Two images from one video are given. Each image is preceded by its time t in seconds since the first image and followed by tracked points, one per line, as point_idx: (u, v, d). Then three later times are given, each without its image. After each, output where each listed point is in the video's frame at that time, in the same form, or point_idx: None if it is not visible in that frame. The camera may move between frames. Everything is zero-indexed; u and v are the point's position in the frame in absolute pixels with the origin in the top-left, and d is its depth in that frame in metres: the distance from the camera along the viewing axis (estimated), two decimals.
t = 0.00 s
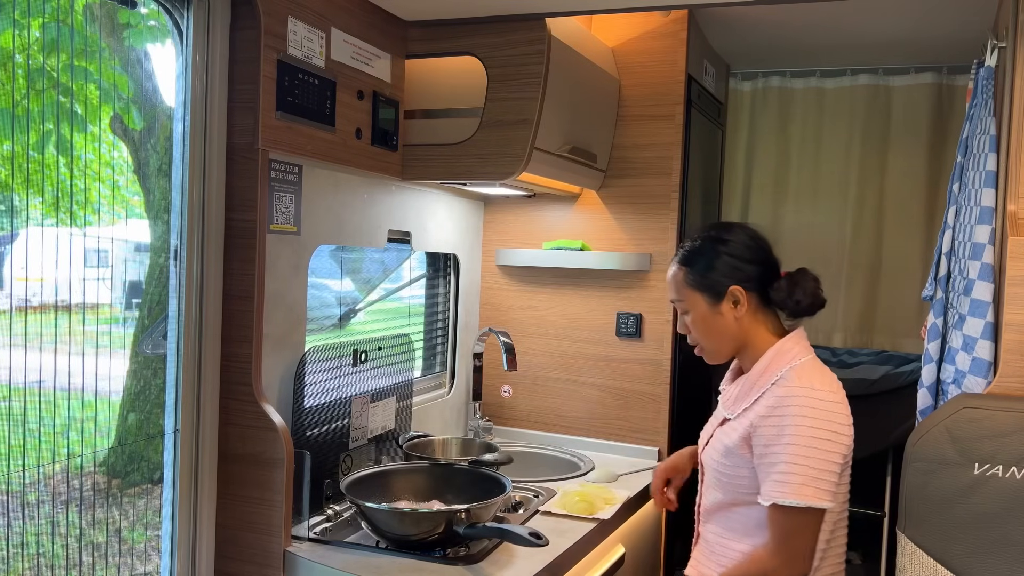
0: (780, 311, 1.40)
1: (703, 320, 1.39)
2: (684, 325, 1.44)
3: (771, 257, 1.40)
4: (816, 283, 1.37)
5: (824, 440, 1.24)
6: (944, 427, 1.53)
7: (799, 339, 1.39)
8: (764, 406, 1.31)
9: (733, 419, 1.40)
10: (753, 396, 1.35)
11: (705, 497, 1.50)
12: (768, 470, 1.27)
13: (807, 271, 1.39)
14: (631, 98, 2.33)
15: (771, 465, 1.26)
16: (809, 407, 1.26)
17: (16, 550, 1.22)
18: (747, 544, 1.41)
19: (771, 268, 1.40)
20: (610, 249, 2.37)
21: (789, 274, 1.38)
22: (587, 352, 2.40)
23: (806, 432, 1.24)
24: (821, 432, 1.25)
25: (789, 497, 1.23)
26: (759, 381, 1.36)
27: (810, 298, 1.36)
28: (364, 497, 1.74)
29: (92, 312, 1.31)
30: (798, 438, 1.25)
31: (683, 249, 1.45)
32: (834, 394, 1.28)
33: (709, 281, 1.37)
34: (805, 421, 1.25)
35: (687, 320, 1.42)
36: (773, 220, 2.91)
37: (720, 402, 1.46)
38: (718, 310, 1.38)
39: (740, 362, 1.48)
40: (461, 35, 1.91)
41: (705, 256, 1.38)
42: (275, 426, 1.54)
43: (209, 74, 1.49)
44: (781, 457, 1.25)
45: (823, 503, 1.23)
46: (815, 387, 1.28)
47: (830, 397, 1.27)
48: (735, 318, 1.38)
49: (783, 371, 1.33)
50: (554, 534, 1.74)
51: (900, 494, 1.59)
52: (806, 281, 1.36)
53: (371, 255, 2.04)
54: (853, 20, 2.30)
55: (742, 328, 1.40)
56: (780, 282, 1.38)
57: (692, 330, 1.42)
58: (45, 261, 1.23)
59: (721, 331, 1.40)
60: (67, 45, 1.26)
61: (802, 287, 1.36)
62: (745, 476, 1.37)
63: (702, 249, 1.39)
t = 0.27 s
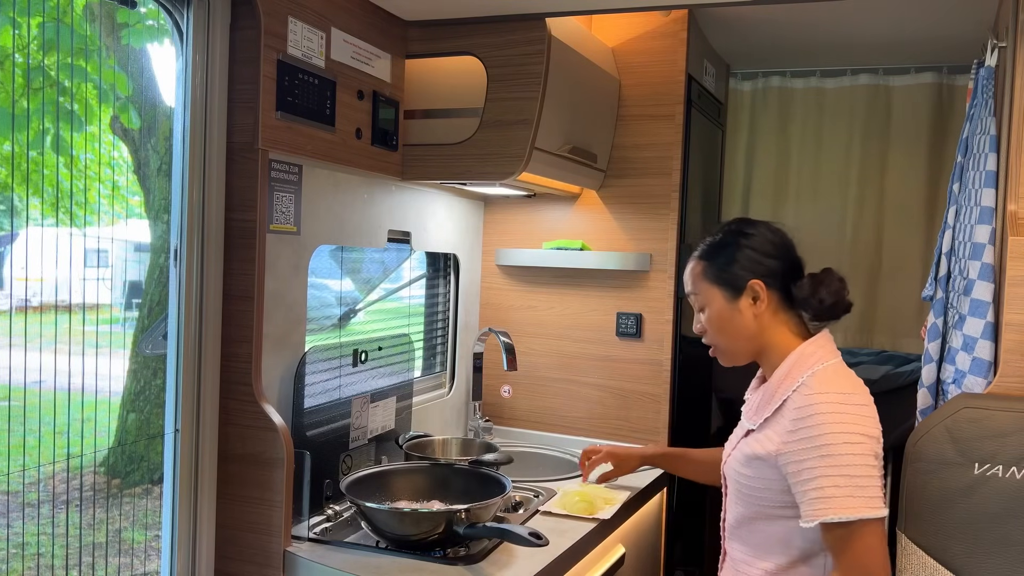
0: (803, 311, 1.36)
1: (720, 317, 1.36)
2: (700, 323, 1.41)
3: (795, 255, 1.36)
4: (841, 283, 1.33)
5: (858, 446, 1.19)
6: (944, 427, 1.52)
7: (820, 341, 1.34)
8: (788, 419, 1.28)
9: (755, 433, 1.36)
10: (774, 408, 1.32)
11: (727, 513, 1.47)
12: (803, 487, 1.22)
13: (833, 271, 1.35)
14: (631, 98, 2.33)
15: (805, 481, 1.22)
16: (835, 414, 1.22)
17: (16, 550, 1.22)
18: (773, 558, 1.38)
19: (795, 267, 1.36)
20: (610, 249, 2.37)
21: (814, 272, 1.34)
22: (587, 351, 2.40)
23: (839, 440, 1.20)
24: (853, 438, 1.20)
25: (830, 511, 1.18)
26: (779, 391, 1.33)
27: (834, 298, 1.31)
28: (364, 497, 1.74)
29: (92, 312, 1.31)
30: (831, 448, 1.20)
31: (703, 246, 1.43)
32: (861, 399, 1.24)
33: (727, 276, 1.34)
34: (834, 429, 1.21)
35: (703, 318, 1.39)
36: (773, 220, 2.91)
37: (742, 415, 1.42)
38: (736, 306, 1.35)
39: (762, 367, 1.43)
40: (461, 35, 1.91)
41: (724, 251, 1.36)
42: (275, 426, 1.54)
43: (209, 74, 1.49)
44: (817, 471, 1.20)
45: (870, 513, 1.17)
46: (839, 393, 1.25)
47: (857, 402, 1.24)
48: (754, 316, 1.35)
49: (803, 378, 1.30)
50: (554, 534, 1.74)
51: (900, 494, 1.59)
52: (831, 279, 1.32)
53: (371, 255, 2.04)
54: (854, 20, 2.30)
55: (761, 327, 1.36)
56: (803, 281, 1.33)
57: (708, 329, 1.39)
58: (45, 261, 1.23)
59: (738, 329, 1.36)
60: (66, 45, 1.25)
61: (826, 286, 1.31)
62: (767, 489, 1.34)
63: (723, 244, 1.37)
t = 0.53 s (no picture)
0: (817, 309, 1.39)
1: (741, 308, 1.35)
2: (715, 316, 1.38)
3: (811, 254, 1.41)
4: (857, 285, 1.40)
5: (877, 459, 1.20)
6: (944, 427, 1.52)
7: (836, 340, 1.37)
8: (806, 427, 1.28)
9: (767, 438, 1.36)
10: (790, 415, 1.32)
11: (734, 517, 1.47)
12: (816, 496, 1.23)
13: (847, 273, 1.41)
14: (631, 98, 2.33)
15: (820, 491, 1.22)
16: (856, 424, 1.22)
17: (16, 550, 1.22)
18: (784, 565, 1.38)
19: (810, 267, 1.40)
20: (610, 249, 2.37)
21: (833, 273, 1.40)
22: (587, 351, 2.40)
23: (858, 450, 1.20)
24: (872, 449, 1.20)
25: (844, 523, 1.18)
26: (795, 397, 1.33)
27: (853, 297, 1.38)
28: (363, 497, 1.74)
29: (92, 312, 1.31)
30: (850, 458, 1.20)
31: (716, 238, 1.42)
32: (881, 410, 1.25)
33: (751, 266, 1.34)
34: (852, 440, 1.21)
35: (721, 310, 1.37)
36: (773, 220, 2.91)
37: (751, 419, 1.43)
38: (760, 297, 1.34)
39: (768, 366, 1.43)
40: (461, 35, 1.91)
41: (745, 243, 1.36)
42: (275, 426, 1.54)
43: (209, 73, 1.49)
44: (830, 482, 1.21)
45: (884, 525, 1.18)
46: (859, 403, 1.25)
47: (876, 413, 1.24)
48: (776, 308, 1.35)
49: (821, 383, 1.30)
50: (555, 534, 1.74)
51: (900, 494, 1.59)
52: (850, 281, 1.39)
53: (371, 255, 2.04)
54: (854, 20, 2.30)
55: (780, 321, 1.36)
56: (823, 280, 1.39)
57: (725, 321, 1.37)
58: (45, 261, 1.23)
59: (759, 321, 1.35)
60: (66, 45, 1.25)
61: (847, 286, 1.38)
62: (779, 496, 1.34)
63: (741, 237, 1.37)
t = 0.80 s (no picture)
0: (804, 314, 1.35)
1: (718, 315, 1.37)
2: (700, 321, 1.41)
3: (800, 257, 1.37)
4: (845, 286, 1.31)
5: (866, 463, 1.21)
6: (944, 427, 1.52)
7: (823, 344, 1.35)
8: (796, 429, 1.28)
9: (755, 436, 1.37)
10: (778, 415, 1.33)
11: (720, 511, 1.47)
12: (806, 498, 1.24)
13: (837, 273, 1.33)
14: (631, 98, 2.33)
15: (808, 493, 1.23)
16: (847, 429, 1.23)
17: (16, 550, 1.22)
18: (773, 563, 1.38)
19: (796, 269, 1.36)
20: (610, 249, 2.37)
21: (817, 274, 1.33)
22: (587, 351, 2.40)
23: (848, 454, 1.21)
24: (862, 454, 1.21)
25: (832, 526, 1.20)
26: (785, 397, 1.33)
27: (835, 300, 1.29)
28: (364, 497, 1.74)
29: (92, 312, 1.31)
30: (840, 463, 1.21)
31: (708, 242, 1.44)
32: (870, 414, 1.25)
33: (726, 274, 1.35)
34: (842, 443, 1.22)
35: (703, 315, 1.40)
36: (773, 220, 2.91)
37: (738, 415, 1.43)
38: (735, 304, 1.35)
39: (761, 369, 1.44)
40: (461, 35, 1.91)
41: (724, 249, 1.37)
42: (275, 426, 1.54)
43: (209, 73, 1.49)
44: (820, 484, 1.22)
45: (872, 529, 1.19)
46: (850, 407, 1.25)
47: (865, 416, 1.24)
48: (753, 315, 1.35)
49: (811, 386, 1.30)
50: (554, 534, 1.74)
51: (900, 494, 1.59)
52: (834, 282, 1.30)
53: (371, 255, 2.04)
54: (854, 20, 2.30)
55: (760, 327, 1.37)
56: (804, 283, 1.32)
57: (707, 327, 1.40)
58: (45, 261, 1.23)
59: (737, 328, 1.36)
60: (66, 45, 1.25)
61: (828, 288, 1.30)
62: (766, 494, 1.34)
63: (723, 243, 1.38)
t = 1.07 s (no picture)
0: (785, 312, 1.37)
1: (705, 316, 1.36)
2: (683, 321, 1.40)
3: (779, 257, 1.39)
4: (825, 286, 1.34)
5: (857, 454, 1.22)
6: (944, 427, 1.52)
7: (803, 342, 1.36)
8: (783, 426, 1.28)
9: (740, 433, 1.37)
10: (762, 412, 1.33)
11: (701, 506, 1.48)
12: (803, 494, 1.23)
13: (817, 273, 1.36)
14: (631, 98, 2.33)
15: (805, 488, 1.23)
16: (835, 424, 1.23)
17: (16, 550, 1.22)
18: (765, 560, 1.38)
19: (777, 268, 1.38)
20: (610, 249, 2.37)
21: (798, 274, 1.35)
22: (587, 351, 2.40)
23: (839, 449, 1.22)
24: (852, 447, 1.22)
25: (835, 519, 1.20)
26: (768, 394, 1.33)
27: (817, 300, 1.32)
28: (364, 497, 1.74)
29: (91, 312, 1.31)
30: (832, 458, 1.21)
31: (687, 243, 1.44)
32: (852, 406, 1.27)
33: (712, 274, 1.35)
34: (833, 436, 1.22)
35: (687, 316, 1.39)
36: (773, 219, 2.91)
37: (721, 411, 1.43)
38: (721, 304, 1.35)
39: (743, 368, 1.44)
40: (461, 35, 1.91)
41: (709, 250, 1.37)
42: (275, 426, 1.54)
43: (209, 73, 1.49)
44: (817, 479, 1.22)
45: (870, 519, 1.20)
46: (835, 401, 1.26)
47: (848, 408, 1.26)
48: (739, 316, 1.35)
49: (795, 383, 1.31)
50: (554, 534, 1.74)
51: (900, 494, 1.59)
52: (816, 282, 1.33)
53: (371, 255, 2.04)
54: (854, 20, 2.30)
55: (745, 326, 1.37)
56: (787, 282, 1.34)
57: (692, 327, 1.39)
58: (45, 261, 1.23)
59: (723, 328, 1.36)
60: (66, 45, 1.25)
61: (811, 287, 1.32)
62: (751, 490, 1.35)
63: (707, 243, 1.38)
